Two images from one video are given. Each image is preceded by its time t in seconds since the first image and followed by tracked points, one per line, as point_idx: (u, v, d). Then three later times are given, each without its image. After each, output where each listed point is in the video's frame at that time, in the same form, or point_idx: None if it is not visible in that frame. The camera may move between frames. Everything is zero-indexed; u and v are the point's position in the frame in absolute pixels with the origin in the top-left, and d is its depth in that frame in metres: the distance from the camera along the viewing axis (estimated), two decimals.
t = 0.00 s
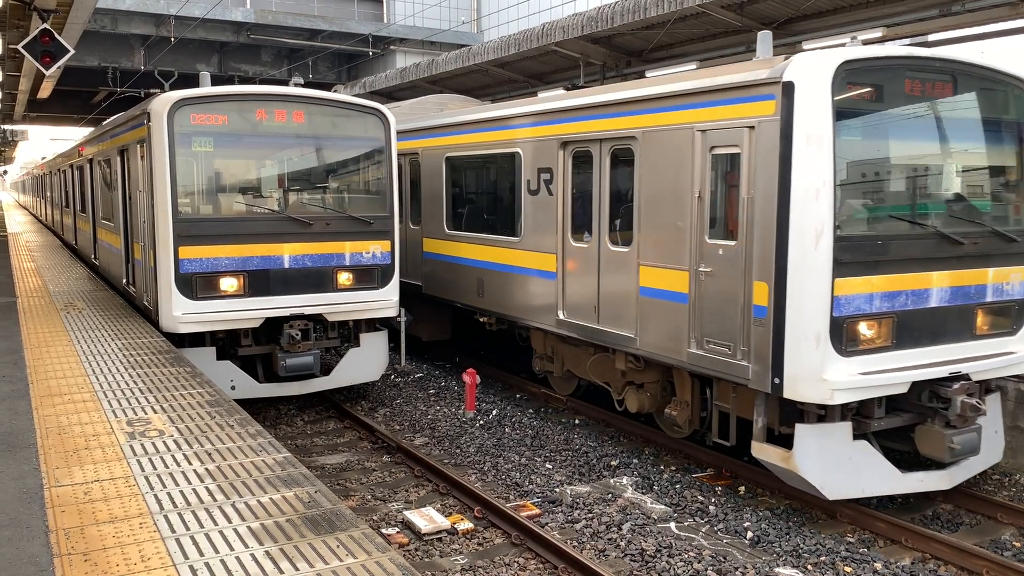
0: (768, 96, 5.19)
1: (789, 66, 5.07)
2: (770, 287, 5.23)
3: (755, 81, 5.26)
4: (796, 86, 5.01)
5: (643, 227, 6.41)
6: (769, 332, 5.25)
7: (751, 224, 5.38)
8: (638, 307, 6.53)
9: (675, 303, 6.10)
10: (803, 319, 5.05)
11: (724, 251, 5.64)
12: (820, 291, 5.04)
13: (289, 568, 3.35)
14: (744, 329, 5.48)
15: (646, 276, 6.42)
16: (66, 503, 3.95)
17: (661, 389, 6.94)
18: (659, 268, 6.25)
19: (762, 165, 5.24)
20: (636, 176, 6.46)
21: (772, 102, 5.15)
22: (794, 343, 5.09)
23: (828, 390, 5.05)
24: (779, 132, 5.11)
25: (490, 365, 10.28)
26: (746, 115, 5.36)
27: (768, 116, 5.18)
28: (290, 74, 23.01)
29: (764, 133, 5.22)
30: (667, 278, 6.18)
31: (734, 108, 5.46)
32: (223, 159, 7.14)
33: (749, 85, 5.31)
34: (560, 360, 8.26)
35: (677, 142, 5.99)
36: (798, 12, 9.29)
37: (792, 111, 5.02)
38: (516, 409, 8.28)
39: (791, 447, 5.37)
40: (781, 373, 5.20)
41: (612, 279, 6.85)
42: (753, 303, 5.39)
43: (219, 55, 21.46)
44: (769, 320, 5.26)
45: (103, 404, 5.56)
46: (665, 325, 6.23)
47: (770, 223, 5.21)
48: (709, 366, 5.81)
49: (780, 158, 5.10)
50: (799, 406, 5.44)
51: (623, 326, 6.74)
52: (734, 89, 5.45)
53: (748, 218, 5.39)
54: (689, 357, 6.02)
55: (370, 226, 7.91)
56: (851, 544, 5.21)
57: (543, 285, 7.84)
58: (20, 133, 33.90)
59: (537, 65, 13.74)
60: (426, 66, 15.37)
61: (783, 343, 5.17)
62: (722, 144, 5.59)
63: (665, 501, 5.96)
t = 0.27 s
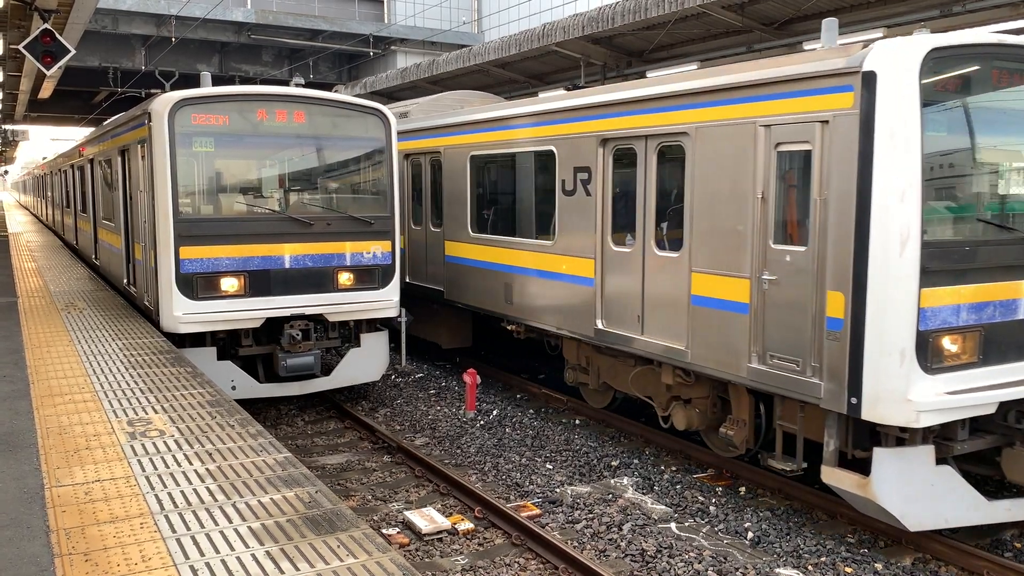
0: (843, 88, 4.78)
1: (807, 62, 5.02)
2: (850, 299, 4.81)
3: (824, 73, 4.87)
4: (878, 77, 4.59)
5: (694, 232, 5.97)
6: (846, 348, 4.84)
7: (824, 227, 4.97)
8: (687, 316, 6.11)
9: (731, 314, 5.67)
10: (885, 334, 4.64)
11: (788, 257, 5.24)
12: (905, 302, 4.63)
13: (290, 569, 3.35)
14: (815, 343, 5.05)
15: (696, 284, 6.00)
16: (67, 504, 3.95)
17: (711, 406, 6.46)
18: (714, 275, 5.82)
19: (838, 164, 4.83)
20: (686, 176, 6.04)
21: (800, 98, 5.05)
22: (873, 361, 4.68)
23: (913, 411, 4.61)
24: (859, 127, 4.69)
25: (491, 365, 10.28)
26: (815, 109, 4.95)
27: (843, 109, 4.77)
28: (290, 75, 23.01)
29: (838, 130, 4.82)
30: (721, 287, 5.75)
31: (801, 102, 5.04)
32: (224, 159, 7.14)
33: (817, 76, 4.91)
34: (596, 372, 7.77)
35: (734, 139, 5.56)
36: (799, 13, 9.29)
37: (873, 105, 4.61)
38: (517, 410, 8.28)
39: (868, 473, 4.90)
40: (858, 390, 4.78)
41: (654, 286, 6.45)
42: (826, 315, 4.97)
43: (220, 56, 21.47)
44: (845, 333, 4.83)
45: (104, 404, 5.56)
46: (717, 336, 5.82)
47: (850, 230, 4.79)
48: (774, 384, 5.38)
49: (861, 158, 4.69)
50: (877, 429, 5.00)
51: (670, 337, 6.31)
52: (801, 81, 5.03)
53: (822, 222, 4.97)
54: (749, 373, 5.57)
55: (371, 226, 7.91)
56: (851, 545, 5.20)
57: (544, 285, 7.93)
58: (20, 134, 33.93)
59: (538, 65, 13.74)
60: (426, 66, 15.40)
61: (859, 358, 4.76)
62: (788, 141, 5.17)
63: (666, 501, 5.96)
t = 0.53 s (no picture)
0: (944, 77, 4.30)
1: (812, 61, 5.03)
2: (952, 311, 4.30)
3: (912, 60, 4.43)
4: (985, 64, 4.13)
5: (759, 238, 5.51)
6: (943, 368, 4.35)
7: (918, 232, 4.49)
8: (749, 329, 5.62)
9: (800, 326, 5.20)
10: (990, 352, 4.18)
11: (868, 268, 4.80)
12: (1014, 316, 4.16)
13: (290, 568, 3.35)
14: (903, 360, 4.58)
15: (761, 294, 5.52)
16: (67, 503, 3.94)
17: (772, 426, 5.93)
18: (789, 284, 5.29)
19: (934, 162, 4.36)
20: (751, 173, 5.55)
21: (811, 98, 5.04)
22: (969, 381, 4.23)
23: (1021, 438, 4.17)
24: (961, 119, 4.21)
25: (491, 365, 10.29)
26: (906, 101, 4.49)
27: (938, 100, 4.32)
28: (291, 74, 23.02)
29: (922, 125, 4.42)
30: (791, 298, 5.26)
31: (891, 92, 4.57)
32: (224, 159, 7.14)
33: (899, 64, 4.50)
34: (638, 385, 7.24)
35: (806, 133, 5.10)
36: (799, 13, 9.28)
37: (978, 95, 4.14)
38: (517, 410, 8.27)
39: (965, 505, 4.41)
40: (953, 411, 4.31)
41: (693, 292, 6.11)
42: (917, 329, 4.50)
43: (220, 55, 21.48)
44: (942, 351, 4.36)
45: (104, 403, 5.56)
46: (784, 351, 5.35)
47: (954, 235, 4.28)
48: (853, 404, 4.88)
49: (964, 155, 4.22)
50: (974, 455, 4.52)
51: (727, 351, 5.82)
52: (889, 69, 4.57)
53: (915, 227, 4.50)
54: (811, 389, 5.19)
55: (371, 226, 7.92)
56: (851, 545, 5.20)
57: (543, 284, 7.97)
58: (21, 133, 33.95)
59: (538, 65, 13.74)
60: (427, 66, 15.40)
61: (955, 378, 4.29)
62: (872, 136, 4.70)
63: (666, 501, 5.96)
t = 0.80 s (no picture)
0: (982, 71, 4.19)
1: (813, 60, 5.06)
2: (998, 315, 4.19)
3: (941, 55, 4.36)
4: None
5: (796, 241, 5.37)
6: None
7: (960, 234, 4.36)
8: (775, 333, 5.50)
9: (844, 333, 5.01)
10: None
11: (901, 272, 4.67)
12: None
13: (290, 568, 3.35)
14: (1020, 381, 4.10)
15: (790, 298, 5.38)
16: (67, 503, 3.94)
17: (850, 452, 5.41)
18: (826, 288, 5.12)
19: None
20: (832, 178, 5.06)
21: (815, 97, 5.09)
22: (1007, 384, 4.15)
23: None
24: None
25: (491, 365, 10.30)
26: (941, 97, 4.39)
27: (974, 96, 4.24)
28: (291, 74, 23.03)
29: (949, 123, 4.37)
30: (851, 306, 4.96)
31: (929, 88, 4.45)
32: (225, 159, 7.14)
33: (928, 60, 4.43)
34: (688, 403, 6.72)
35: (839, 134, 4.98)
36: (800, 13, 9.28)
37: None
38: (517, 410, 8.28)
39: None
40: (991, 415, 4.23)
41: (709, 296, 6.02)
42: None
43: (221, 55, 21.49)
44: None
45: (104, 403, 5.56)
46: (813, 355, 5.23)
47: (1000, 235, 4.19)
48: (888, 412, 4.77)
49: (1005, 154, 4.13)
50: None
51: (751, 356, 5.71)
52: (925, 64, 4.46)
53: None
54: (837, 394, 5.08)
55: (371, 226, 7.92)
56: (850, 545, 5.20)
57: (543, 284, 7.99)
58: (21, 133, 34.01)
59: (538, 66, 13.75)
60: (427, 67, 15.40)
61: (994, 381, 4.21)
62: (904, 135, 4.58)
63: (666, 501, 5.96)
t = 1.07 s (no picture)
0: (989, 70, 4.18)
1: (810, 61, 5.09)
2: None
3: (942, 55, 4.36)
4: None
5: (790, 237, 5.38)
6: None
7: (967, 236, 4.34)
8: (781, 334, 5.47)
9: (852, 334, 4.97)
10: None
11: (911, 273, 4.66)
12: None
13: (291, 568, 3.35)
14: None
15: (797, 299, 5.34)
16: (68, 502, 3.95)
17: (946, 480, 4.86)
18: (837, 290, 5.08)
19: None
20: (934, 175, 4.51)
21: (810, 97, 5.13)
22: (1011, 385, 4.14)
23: None
24: None
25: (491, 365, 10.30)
26: (944, 96, 4.39)
27: (976, 96, 4.24)
28: (292, 74, 23.03)
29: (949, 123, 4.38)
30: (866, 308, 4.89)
31: (928, 87, 4.46)
32: (225, 159, 7.14)
33: (929, 59, 4.43)
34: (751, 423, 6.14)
35: (846, 135, 4.98)
36: (800, 13, 9.28)
37: None
38: (517, 410, 8.27)
39: None
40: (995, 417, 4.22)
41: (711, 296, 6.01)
42: None
43: (221, 55, 21.49)
44: None
45: (104, 403, 5.56)
46: (818, 356, 5.21)
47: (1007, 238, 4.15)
48: (890, 412, 4.73)
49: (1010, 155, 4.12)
50: None
51: (754, 356, 5.69)
52: (922, 64, 4.48)
53: None
54: (838, 393, 5.07)
55: (372, 226, 7.92)
56: (851, 545, 5.20)
57: (543, 284, 8.02)
58: (22, 133, 34.05)
59: (539, 65, 13.74)
60: (428, 67, 15.40)
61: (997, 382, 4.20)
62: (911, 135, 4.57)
63: (666, 501, 5.96)
